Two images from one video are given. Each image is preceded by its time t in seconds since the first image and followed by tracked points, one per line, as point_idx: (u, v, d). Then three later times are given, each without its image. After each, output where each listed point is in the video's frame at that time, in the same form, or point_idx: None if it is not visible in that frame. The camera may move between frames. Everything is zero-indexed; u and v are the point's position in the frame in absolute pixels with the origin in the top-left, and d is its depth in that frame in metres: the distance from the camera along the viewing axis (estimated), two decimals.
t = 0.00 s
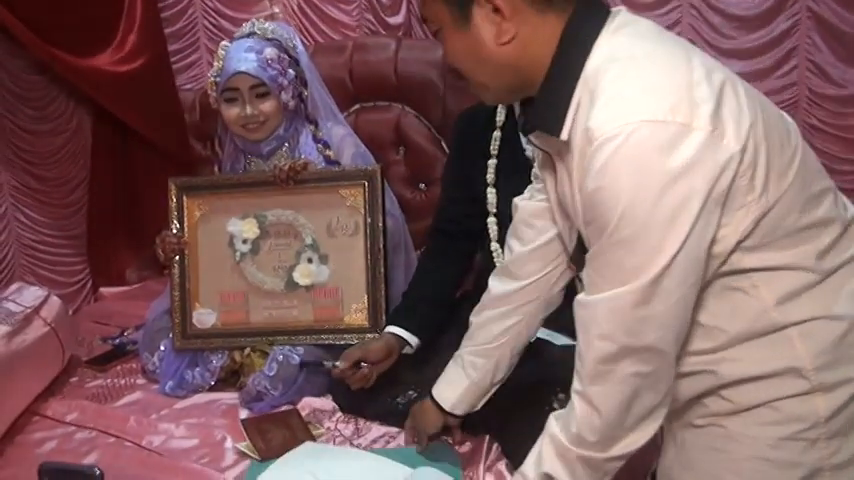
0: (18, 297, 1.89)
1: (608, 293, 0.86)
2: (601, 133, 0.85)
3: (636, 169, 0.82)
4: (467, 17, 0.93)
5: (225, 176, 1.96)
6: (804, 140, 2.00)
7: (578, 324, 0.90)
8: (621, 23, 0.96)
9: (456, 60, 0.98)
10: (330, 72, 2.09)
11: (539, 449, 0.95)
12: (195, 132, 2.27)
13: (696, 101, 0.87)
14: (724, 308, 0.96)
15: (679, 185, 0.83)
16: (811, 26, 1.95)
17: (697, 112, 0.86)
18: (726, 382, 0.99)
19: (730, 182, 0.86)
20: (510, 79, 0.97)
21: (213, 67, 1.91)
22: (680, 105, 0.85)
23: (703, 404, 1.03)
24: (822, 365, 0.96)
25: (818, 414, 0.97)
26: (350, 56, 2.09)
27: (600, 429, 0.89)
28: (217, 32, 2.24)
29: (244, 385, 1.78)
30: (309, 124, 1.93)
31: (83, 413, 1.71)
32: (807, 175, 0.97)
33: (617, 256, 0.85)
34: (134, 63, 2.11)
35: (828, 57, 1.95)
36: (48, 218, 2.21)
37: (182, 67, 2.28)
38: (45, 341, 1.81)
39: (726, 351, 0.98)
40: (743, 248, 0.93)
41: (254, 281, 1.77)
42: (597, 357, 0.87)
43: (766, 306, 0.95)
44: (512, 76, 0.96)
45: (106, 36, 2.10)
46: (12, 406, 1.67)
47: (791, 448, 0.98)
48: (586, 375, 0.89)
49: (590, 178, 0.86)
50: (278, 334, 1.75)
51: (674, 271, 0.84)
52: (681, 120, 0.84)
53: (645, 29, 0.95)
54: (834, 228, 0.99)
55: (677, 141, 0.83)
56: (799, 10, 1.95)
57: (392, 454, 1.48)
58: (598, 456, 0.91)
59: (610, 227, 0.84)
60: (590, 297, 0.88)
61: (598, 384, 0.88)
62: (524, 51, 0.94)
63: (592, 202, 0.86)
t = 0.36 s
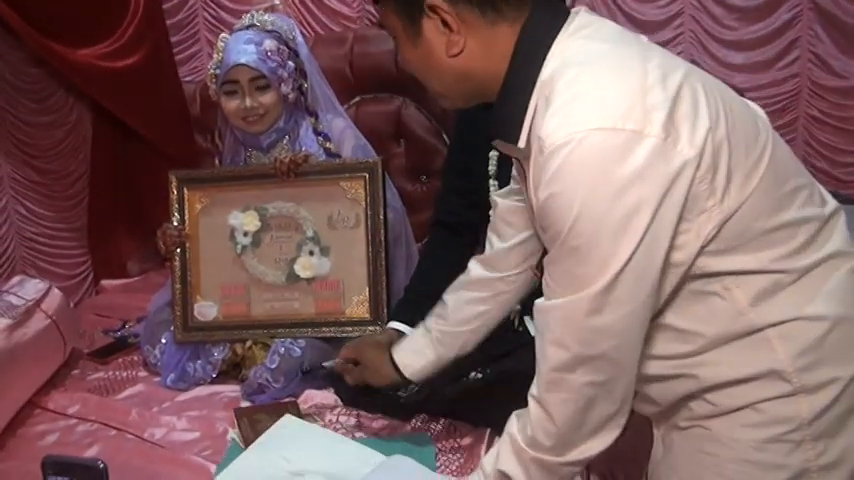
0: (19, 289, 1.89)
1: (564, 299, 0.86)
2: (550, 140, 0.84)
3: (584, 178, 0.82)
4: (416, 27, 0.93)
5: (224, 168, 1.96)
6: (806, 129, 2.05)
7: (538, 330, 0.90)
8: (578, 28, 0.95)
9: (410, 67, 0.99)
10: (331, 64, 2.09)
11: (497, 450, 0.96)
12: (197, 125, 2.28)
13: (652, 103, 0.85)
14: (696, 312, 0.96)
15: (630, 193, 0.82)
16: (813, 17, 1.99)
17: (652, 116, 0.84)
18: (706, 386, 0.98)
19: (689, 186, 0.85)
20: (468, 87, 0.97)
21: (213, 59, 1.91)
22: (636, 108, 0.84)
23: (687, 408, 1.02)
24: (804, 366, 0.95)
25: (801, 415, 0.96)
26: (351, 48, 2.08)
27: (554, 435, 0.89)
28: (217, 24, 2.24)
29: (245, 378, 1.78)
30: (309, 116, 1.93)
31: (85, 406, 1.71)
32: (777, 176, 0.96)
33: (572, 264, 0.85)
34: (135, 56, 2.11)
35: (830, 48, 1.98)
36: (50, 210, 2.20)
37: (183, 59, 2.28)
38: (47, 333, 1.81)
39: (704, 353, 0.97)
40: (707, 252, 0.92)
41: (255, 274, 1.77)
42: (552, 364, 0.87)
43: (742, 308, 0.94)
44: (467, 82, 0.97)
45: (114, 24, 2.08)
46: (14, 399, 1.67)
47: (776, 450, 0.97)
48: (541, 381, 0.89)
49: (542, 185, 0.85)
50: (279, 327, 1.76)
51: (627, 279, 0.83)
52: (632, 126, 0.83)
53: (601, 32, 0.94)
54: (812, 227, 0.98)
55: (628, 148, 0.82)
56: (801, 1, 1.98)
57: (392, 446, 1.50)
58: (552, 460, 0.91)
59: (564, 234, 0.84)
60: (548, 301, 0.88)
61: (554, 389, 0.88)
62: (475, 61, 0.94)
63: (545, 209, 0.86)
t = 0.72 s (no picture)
0: (25, 282, 1.89)
1: (561, 300, 0.85)
2: (543, 139, 0.84)
3: (578, 174, 0.81)
4: (410, 29, 0.94)
5: (230, 161, 1.96)
6: (813, 122, 2.05)
7: (536, 333, 0.89)
8: (572, 30, 0.94)
9: (405, 67, 0.99)
10: (337, 57, 2.08)
11: (501, 450, 0.95)
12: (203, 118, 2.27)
13: (645, 100, 0.85)
14: (704, 313, 0.95)
15: (624, 190, 0.81)
16: (821, 9, 1.98)
17: (645, 113, 0.84)
18: (711, 389, 0.97)
19: (687, 184, 0.84)
20: (462, 86, 0.98)
21: (219, 52, 1.90)
22: (627, 105, 0.84)
23: (694, 412, 1.02)
24: (812, 368, 0.94)
25: (809, 420, 0.95)
26: (357, 41, 2.08)
27: (554, 440, 0.89)
28: (223, 17, 2.24)
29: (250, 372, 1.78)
30: (315, 110, 1.92)
31: (91, 399, 1.71)
32: (778, 173, 0.95)
33: (568, 264, 0.84)
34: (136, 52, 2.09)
35: (838, 41, 1.98)
36: (56, 203, 2.20)
37: (188, 52, 2.28)
38: (53, 325, 1.82)
39: (708, 355, 0.96)
40: (707, 251, 0.92)
41: (262, 268, 1.77)
42: (553, 366, 0.86)
43: (746, 309, 0.93)
44: (462, 82, 0.97)
45: (110, 21, 2.08)
46: (21, 391, 1.67)
47: (784, 454, 0.96)
48: (543, 384, 0.88)
49: (536, 184, 0.85)
50: (284, 321, 1.75)
51: (624, 277, 0.82)
52: (625, 122, 0.82)
53: (596, 33, 0.94)
54: (813, 225, 0.97)
55: (620, 142, 0.82)
56: None
57: (400, 439, 1.48)
58: (553, 462, 0.90)
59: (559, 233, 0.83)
60: (545, 302, 0.87)
61: (555, 393, 0.87)
62: (468, 65, 0.94)
63: (539, 208, 0.85)
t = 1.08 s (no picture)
0: (35, 282, 1.89)
1: (569, 307, 0.84)
2: (555, 145, 0.83)
3: (588, 182, 0.80)
4: (426, 30, 0.94)
5: (241, 162, 1.95)
6: (827, 128, 2.04)
7: (544, 340, 0.88)
8: (591, 33, 0.93)
9: (420, 69, 0.99)
10: (349, 59, 2.08)
11: (506, 463, 0.95)
12: (214, 118, 2.26)
13: (658, 109, 0.84)
14: (715, 325, 0.94)
15: (635, 199, 0.80)
16: (835, 14, 1.97)
17: (657, 122, 0.83)
18: (723, 402, 0.97)
19: (700, 194, 0.83)
20: (477, 90, 0.97)
21: (232, 53, 1.90)
22: (640, 114, 0.82)
23: (705, 425, 1.01)
24: (824, 383, 0.93)
25: (822, 434, 0.94)
26: (369, 43, 2.08)
27: (551, 441, 0.88)
28: (235, 17, 2.23)
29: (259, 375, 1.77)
30: (327, 112, 1.92)
31: (100, 400, 1.71)
32: (793, 184, 0.94)
33: (578, 272, 0.83)
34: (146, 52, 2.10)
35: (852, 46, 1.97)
36: (66, 202, 2.22)
37: (201, 52, 2.27)
38: (63, 326, 1.82)
39: (719, 368, 0.96)
40: (719, 262, 0.91)
41: (272, 270, 1.77)
42: (558, 375, 0.86)
43: (759, 322, 0.92)
44: (478, 86, 0.96)
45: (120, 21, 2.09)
46: (30, 392, 1.67)
47: (796, 469, 0.96)
48: (547, 392, 0.88)
49: (546, 190, 0.84)
50: (294, 324, 1.75)
51: (633, 286, 0.81)
52: (637, 131, 0.81)
53: (610, 37, 0.93)
54: (827, 237, 0.96)
55: (632, 152, 0.81)
56: None
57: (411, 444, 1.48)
58: (559, 471, 0.90)
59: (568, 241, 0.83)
60: (552, 309, 0.87)
61: (559, 401, 0.86)
62: (484, 68, 0.94)
63: (549, 215, 0.84)
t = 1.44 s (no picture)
0: (47, 289, 1.88)
1: (587, 331, 0.83)
2: (565, 170, 0.81)
3: (602, 206, 0.78)
4: (432, 63, 0.96)
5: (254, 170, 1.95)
6: (845, 138, 2.03)
7: (561, 364, 0.88)
8: (595, 57, 0.91)
9: (429, 109, 1.00)
10: (363, 66, 2.07)
11: None
12: (228, 125, 2.26)
13: (671, 128, 0.82)
14: (735, 347, 0.92)
15: (651, 221, 0.78)
16: None
17: (670, 141, 0.80)
18: (743, 423, 0.95)
19: (715, 215, 0.81)
20: (486, 121, 0.97)
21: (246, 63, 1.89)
22: (652, 134, 0.80)
23: (727, 447, 1.00)
24: (848, 405, 0.91)
25: (845, 455, 0.93)
26: (384, 51, 2.07)
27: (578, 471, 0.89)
28: (249, 24, 2.23)
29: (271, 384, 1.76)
30: (342, 119, 1.91)
31: (110, 408, 1.70)
32: (809, 202, 0.92)
33: (596, 297, 0.82)
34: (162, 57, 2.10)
35: None
36: (80, 209, 2.21)
37: (215, 60, 2.27)
38: (74, 333, 1.81)
39: (742, 389, 0.94)
40: (737, 282, 0.89)
41: (285, 278, 1.76)
42: (575, 400, 0.86)
43: (780, 342, 0.90)
44: (487, 118, 0.97)
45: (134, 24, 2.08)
46: (40, 399, 1.66)
47: None
48: (566, 419, 0.87)
49: (560, 215, 0.83)
50: (308, 332, 1.74)
51: (651, 309, 0.80)
52: (650, 152, 0.79)
53: (620, 56, 0.91)
54: (847, 253, 0.94)
55: (644, 173, 0.78)
56: (841, 8, 1.95)
57: (426, 456, 1.45)
58: None
59: (584, 264, 0.81)
60: (570, 334, 0.86)
61: (577, 428, 0.86)
62: (490, 96, 0.94)
63: (563, 239, 0.83)
